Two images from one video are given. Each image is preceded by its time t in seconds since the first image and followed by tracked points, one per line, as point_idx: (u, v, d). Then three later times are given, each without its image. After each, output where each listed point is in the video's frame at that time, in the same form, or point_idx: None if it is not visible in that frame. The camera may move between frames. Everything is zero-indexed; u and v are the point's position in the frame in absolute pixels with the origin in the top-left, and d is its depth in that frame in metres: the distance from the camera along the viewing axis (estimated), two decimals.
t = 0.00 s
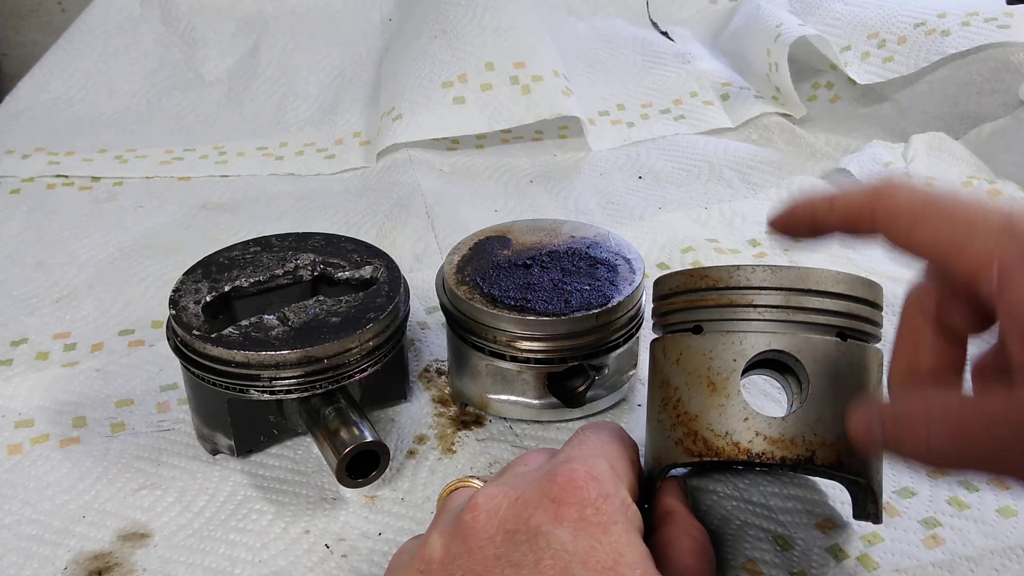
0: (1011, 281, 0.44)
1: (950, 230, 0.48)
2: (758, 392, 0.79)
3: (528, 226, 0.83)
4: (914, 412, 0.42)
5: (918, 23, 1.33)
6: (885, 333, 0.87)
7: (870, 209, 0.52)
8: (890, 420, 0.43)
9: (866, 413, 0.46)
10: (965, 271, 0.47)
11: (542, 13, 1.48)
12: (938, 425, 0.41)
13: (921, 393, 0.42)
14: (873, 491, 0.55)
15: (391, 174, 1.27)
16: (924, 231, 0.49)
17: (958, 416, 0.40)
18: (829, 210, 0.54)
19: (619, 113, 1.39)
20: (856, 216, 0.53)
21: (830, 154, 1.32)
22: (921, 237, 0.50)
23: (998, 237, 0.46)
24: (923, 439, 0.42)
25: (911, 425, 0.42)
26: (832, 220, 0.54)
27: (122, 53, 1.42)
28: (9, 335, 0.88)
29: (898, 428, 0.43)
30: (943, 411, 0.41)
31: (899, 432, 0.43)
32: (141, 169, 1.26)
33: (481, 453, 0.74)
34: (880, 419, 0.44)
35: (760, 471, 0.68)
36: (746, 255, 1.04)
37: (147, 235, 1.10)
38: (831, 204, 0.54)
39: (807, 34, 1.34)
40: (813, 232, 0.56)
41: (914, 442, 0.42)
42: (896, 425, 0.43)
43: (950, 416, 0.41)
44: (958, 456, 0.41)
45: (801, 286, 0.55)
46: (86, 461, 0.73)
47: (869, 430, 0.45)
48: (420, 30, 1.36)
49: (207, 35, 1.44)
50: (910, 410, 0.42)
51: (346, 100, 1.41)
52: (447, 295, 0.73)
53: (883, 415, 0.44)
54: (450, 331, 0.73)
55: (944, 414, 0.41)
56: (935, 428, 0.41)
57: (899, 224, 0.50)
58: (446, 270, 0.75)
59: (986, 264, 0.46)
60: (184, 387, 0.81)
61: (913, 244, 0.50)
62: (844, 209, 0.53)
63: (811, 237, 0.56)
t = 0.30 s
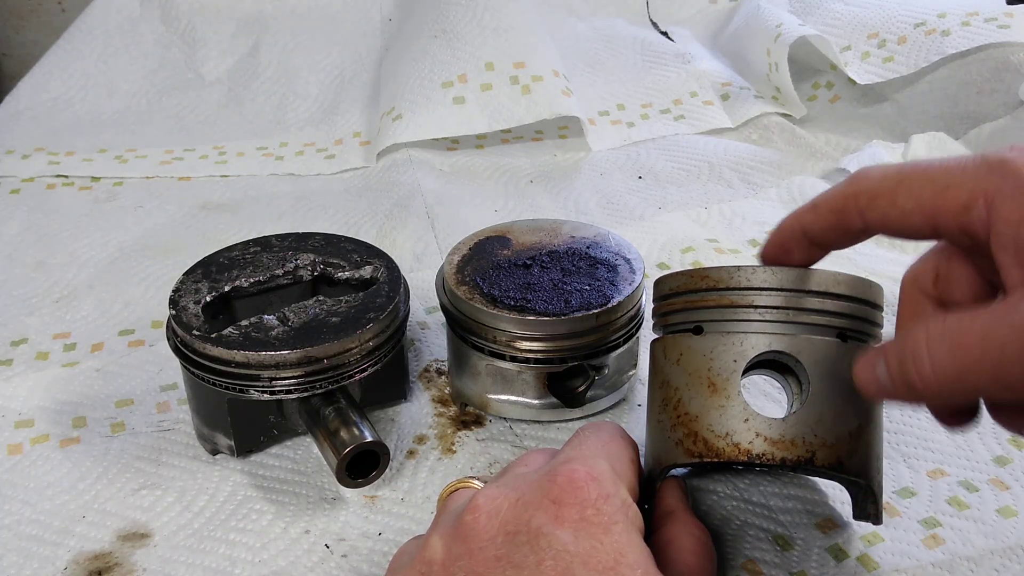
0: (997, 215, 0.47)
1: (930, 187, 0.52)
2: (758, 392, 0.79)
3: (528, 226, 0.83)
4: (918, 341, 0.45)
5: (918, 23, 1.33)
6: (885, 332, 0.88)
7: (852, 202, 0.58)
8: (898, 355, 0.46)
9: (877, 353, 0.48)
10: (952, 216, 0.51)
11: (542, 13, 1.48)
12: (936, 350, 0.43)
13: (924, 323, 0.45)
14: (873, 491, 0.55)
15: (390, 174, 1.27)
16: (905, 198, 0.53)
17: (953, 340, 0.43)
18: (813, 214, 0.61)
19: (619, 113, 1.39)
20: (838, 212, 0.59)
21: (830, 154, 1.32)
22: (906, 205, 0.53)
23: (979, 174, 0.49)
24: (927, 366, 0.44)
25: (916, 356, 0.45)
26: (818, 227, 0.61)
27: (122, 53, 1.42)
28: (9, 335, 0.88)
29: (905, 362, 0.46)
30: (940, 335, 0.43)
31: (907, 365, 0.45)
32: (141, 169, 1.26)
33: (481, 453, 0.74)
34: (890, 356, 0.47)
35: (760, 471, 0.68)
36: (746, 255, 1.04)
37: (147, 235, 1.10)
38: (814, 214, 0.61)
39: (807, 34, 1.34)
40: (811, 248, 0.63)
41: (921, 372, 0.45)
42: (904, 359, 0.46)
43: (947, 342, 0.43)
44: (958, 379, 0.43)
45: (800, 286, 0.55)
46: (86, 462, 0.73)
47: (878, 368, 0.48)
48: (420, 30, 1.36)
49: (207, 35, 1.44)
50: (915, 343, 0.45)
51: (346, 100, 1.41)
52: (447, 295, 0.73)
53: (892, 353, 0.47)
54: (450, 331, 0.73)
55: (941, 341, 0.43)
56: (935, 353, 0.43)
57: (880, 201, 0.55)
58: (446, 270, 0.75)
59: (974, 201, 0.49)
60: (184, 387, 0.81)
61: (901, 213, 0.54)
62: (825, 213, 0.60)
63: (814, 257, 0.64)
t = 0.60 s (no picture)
0: (1002, 212, 0.48)
1: (932, 185, 0.52)
2: (758, 392, 0.79)
3: (528, 226, 0.83)
4: (918, 338, 0.45)
5: (918, 23, 1.33)
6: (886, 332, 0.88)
7: (852, 202, 0.57)
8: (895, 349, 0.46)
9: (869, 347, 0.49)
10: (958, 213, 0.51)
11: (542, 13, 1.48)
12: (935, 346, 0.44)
13: (921, 320, 0.46)
14: (873, 491, 0.55)
15: (390, 174, 1.27)
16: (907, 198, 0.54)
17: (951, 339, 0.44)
18: (815, 215, 0.60)
19: (619, 113, 1.39)
20: (839, 213, 0.59)
21: (830, 154, 1.32)
22: (907, 205, 0.54)
23: (982, 170, 0.50)
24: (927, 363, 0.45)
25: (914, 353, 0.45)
26: (818, 229, 0.61)
27: (122, 53, 1.42)
28: (9, 335, 0.88)
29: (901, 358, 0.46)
30: (941, 335, 0.44)
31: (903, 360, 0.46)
32: (142, 169, 1.26)
33: (481, 453, 0.74)
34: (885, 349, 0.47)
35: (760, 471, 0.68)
36: (746, 255, 1.04)
37: (148, 235, 1.10)
38: (812, 216, 0.61)
39: (807, 34, 1.34)
40: (807, 247, 0.63)
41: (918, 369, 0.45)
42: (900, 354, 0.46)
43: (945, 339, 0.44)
44: (958, 378, 0.43)
45: (800, 288, 0.55)
46: (86, 462, 0.73)
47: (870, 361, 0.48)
48: (420, 30, 1.36)
49: (207, 35, 1.44)
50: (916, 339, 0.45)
51: (346, 100, 1.41)
52: (447, 295, 0.73)
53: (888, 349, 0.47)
54: (450, 331, 0.73)
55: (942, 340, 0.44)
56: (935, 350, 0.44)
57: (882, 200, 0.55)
58: (446, 270, 0.75)
59: (978, 199, 0.50)
60: (184, 387, 0.81)
61: (903, 214, 0.54)
62: (824, 215, 0.59)
63: (811, 256, 0.64)
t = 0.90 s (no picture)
0: None
1: (975, 176, 0.43)
2: (758, 392, 0.79)
3: (528, 226, 0.83)
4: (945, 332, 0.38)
5: (918, 23, 1.33)
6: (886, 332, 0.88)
7: (893, 185, 0.47)
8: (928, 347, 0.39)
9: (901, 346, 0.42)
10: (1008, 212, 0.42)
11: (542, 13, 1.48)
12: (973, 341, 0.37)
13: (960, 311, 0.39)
14: (873, 490, 0.55)
15: (390, 174, 1.27)
16: (952, 188, 0.44)
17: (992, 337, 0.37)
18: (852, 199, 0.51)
19: (619, 113, 1.40)
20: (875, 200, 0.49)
21: (830, 154, 1.32)
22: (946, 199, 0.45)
23: None
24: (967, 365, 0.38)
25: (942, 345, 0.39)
26: (859, 204, 0.50)
27: (123, 53, 1.42)
28: (9, 335, 0.88)
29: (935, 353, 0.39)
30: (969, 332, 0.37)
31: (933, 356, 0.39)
32: (142, 169, 1.27)
33: (481, 453, 0.74)
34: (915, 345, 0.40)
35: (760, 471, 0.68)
36: (746, 255, 1.04)
37: (148, 235, 1.10)
38: (862, 184, 0.49)
39: (807, 34, 1.34)
40: (840, 224, 0.52)
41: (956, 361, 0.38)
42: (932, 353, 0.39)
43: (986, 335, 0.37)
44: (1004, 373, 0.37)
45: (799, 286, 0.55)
46: (86, 462, 0.73)
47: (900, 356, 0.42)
48: (420, 30, 1.36)
49: (207, 35, 1.44)
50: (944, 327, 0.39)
51: (346, 100, 1.41)
52: (447, 295, 0.73)
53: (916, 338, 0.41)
54: (450, 331, 0.73)
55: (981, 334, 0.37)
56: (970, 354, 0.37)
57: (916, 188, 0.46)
58: (446, 270, 0.75)
59: None
60: (184, 387, 0.81)
61: (949, 204, 0.45)
62: (866, 187, 0.49)
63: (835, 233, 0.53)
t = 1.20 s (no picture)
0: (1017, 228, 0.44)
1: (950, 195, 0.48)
2: (758, 392, 0.79)
3: (528, 226, 0.83)
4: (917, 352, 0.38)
5: (918, 23, 1.33)
6: (885, 333, 0.88)
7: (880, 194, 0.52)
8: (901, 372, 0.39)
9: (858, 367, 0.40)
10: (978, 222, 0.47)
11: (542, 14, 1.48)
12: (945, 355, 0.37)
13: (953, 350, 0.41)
14: (873, 490, 0.55)
15: (390, 174, 1.27)
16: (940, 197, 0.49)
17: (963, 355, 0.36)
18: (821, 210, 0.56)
19: (619, 113, 1.40)
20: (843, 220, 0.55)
21: (830, 154, 1.32)
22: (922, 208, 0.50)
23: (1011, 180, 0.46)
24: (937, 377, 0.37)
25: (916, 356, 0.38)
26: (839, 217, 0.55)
27: (123, 53, 1.42)
28: (9, 335, 0.88)
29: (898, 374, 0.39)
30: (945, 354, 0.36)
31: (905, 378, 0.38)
32: (142, 169, 1.27)
33: (481, 454, 0.74)
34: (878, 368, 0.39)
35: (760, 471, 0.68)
36: (746, 255, 1.04)
37: (148, 235, 1.10)
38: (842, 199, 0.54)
39: (807, 34, 1.34)
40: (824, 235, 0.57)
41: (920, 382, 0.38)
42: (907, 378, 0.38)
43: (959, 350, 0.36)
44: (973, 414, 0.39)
45: (798, 288, 0.55)
46: (86, 462, 0.73)
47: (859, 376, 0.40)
48: (420, 31, 1.36)
49: (207, 35, 1.44)
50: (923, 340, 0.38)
51: (346, 100, 1.41)
52: (447, 295, 0.73)
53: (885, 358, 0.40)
54: (450, 331, 0.73)
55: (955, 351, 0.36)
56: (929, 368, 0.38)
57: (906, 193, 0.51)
58: (447, 270, 0.75)
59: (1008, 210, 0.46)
60: (184, 387, 0.80)
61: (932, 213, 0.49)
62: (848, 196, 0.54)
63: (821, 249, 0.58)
